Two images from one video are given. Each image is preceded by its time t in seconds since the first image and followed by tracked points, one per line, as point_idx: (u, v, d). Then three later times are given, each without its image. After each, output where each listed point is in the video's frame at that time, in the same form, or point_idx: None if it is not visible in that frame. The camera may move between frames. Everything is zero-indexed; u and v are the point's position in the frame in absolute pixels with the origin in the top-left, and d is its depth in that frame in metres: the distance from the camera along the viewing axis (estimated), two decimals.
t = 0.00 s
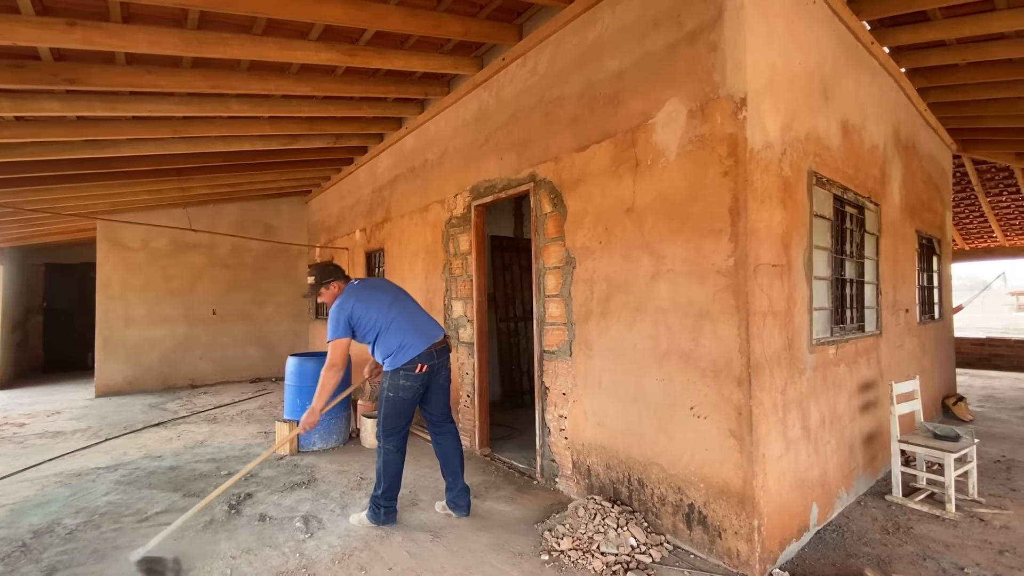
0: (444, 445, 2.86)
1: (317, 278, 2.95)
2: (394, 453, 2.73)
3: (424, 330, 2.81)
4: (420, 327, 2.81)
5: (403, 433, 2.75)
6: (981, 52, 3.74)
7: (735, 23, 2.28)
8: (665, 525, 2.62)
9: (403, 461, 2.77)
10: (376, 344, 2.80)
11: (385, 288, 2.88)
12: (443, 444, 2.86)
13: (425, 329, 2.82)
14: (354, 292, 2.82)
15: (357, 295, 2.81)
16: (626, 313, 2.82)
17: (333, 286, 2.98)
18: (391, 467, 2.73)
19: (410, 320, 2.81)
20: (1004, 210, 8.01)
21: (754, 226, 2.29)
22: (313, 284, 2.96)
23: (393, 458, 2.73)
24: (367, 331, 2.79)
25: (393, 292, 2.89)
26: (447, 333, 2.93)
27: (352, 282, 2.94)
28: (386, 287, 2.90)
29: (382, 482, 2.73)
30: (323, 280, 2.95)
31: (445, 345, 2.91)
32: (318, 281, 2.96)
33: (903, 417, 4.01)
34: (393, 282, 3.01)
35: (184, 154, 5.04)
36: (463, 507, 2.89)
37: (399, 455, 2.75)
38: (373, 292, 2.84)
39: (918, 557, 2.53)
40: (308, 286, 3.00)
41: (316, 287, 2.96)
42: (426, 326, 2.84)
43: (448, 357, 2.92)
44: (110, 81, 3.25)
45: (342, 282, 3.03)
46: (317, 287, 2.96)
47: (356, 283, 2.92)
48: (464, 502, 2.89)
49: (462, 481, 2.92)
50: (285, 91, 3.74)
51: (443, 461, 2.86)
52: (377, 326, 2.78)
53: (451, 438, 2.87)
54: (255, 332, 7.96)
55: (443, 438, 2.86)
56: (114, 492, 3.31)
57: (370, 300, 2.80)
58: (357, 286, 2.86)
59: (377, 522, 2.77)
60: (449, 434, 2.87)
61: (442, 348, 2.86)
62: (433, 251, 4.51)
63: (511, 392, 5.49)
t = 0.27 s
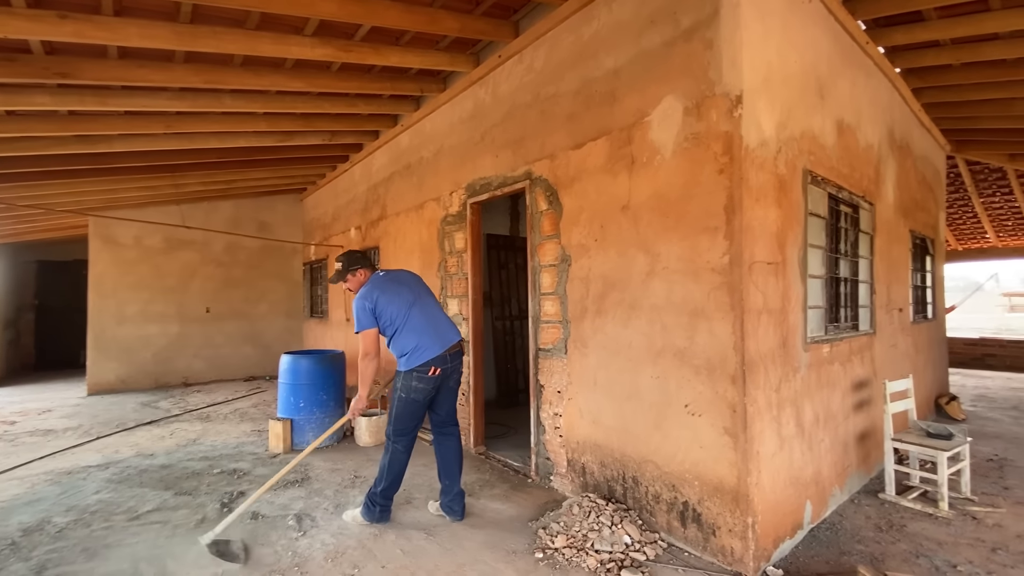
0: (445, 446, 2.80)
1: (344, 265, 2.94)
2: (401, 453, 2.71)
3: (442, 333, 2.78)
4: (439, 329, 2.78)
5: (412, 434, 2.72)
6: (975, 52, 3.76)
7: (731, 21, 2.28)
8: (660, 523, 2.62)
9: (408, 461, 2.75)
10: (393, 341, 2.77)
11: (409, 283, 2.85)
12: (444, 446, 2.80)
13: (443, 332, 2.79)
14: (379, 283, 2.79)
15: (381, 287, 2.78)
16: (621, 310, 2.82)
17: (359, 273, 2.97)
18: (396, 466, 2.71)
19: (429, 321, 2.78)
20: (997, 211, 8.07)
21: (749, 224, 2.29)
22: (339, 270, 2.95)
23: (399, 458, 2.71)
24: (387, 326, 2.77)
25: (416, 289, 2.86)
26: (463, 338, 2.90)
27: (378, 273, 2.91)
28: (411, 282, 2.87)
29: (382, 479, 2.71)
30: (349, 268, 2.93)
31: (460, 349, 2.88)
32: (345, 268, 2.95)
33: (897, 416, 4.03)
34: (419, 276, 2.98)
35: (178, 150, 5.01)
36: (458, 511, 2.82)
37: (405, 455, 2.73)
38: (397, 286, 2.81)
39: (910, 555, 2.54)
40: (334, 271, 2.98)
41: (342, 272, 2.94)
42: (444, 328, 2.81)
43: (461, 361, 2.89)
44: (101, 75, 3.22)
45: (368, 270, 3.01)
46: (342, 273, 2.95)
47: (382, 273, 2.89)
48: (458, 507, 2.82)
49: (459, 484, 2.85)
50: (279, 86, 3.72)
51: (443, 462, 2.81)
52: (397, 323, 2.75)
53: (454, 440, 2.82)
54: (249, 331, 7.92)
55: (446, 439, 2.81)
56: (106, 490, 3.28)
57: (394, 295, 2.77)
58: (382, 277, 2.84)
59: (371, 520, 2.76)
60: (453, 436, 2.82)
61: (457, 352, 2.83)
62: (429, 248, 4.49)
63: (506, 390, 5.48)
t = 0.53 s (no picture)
0: (445, 447, 2.81)
1: (359, 257, 2.89)
2: (399, 450, 2.71)
3: (450, 334, 2.76)
4: (448, 329, 2.76)
5: (411, 431, 2.72)
6: (970, 54, 3.77)
7: (727, 21, 2.27)
8: (654, 525, 2.61)
9: (407, 459, 2.75)
10: (402, 338, 2.75)
11: (422, 280, 2.84)
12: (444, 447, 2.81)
13: (452, 333, 2.77)
14: (392, 278, 2.77)
15: (393, 283, 2.76)
16: (617, 311, 2.81)
17: (373, 267, 2.91)
18: (396, 464, 2.71)
19: (439, 320, 2.76)
20: (993, 212, 8.09)
21: (744, 225, 2.28)
22: (353, 262, 2.90)
23: (397, 455, 2.71)
24: (397, 322, 2.75)
25: (428, 287, 2.84)
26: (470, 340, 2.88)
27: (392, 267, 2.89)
28: (423, 279, 2.85)
29: (383, 479, 2.70)
30: (364, 260, 2.89)
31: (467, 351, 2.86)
32: (360, 260, 2.90)
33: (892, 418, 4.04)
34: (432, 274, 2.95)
35: (172, 149, 4.98)
36: (453, 513, 2.81)
37: (403, 453, 2.73)
38: (410, 282, 2.79)
39: (905, 556, 2.54)
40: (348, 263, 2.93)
41: (355, 265, 2.89)
42: (453, 329, 2.79)
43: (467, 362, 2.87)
44: (95, 73, 3.20)
45: (382, 264, 2.96)
46: (357, 266, 2.89)
47: (395, 269, 2.88)
48: (454, 509, 2.81)
49: (454, 487, 2.84)
50: (274, 86, 3.70)
51: (440, 465, 2.81)
52: (407, 319, 2.73)
53: (452, 443, 2.82)
54: (244, 331, 7.90)
55: (444, 442, 2.81)
56: (99, 491, 3.26)
57: (406, 291, 2.75)
58: (395, 272, 2.82)
59: (374, 523, 2.74)
60: (452, 438, 2.82)
61: (464, 354, 2.80)
62: (425, 249, 4.48)
63: (503, 391, 5.48)
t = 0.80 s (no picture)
0: (444, 449, 2.79)
1: (360, 250, 2.82)
2: (397, 452, 2.60)
3: (451, 333, 2.71)
4: (449, 329, 2.72)
5: (411, 432, 2.64)
6: (973, 53, 3.75)
7: (728, 20, 2.27)
8: (655, 524, 2.61)
9: (405, 463, 2.63)
10: (401, 337, 2.69)
11: (422, 278, 2.78)
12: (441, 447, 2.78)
13: (452, 332, 2.73)
14: (393, 275, 2.71)
15: (394, 280, 2.69)
16: (618, 310, 2.81)
17: (373, 261, 2.85)
18: (393, 467, 2.58)
19: (440, 319, 2.71)
20: (996, 211, 8.06)
21: (746, 224, 2.28)
22: (353, 256, 2.82)
23: (395, 459, 2.59)
24: (397, 320, 2.69)
25: (429, 285, 2.78)
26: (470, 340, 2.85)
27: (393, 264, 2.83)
28: (424, 277, 2.80)
29: (381, 486, 2.56)
30: (364, 254, 2.82)
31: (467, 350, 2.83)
32: (360, 254, 2.82)
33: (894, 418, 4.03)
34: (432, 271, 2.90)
35: (174, 148, 4.99)
36: (453, 513, 2.81)
37: (401, 456, 2.61)
38: (411, 280, 2.72)
39: (906, 556, 2.54)
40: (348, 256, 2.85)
41: (356, 258, 2.81)
42: (453, 328, 2.75)
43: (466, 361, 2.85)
44: (96, 73, 3.21)
45: (382, 259, 2.89)
46: (357, 260, 2.82)
47: (396, 266, 2.82)
48: (454, 508, 2.81)
49: (455, 487, 2.84)
50: (276, 85, 3.70)
51: (441, 465, 2.80)
52: (407, 318, 2.67)
53: (451, 442, 2.80)
54: (246, 330, 7.91)
55: (444, 441, 2.79)
56: (101, 489, 3.28)
57: (406, 289, 2.69)
58: (395, 269, 2.76)
59: (371, 537, 2.56)
60: (450, 438, 2.80)
61: (465, 353, 2.77)
62: (426, 248, 4.49)
63: (504, 390, 5.48)
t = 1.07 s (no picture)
0: (444, 448, 2.77)
1: (339, 249, 2.75)
2: (399, 458, 2.48)
3: (442, 331, 2.64)
4: (438, 327, 2.65)
5: (410, 437, 2.53)
6: (985, 47, 3.71)
7: (735, 14, 2.25)
8: (661, 521, 2.61)
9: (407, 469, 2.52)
10: (389, 338, 2.59)
11: (406, 276, 2.69)
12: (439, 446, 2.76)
13: (443, 330, 2.65)
14: (377, 274, 2.61)
15: (377, 279, 2.59)
16: (624, 307, 2.81)
17: (352, 261, 2.76)
18: (396, 474, 2.48)
19: (429, 318, 2.63)
20: (1007, 208, 7.98)
21: (753, 220, 2.27)
22: (333, 255, 2.76)
23: (397, 465, 2.48)
24: (383, 321, 2.59)
25: (413, 284, 2.69)
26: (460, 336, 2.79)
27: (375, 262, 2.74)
28: (407, 276, 2.71)
29: (383, 493, 2.46)
30: (344, 253, 2.75)
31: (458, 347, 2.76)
32: (339, 253, 2.76)
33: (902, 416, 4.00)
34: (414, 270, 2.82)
35: (182, 146, 5.03)
36: (458, 508, 2.81)
37: (403, 462, 2.50)
38: (395, 279, 2.63)
39: (914, 554, 2.52)
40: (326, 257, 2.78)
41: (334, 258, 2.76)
42: (443, 326, 2.68)
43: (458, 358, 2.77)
44: (105, 71, 3.24)
45: (362, 259, 2.81)
46: (336, 259, 2.76)
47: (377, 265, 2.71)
48: (459, 504, 2.81)
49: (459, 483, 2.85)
50: (282, 82, 3.72)
51: (443, 462, 2.79)
52: (394, 318, 2.58)
53: (451, 441, 2.77)
54: (253, 326, 7.96)
55: (443, 441, 2.77)
56: (111, 483, 3.31)
57: (391, 288, 2.59)
58: (377, 268, 2.66)
59: (373, 542, 2.47)
60: (448, 438, 2.78)
61: (457, 350, 2.70)
62: (431, 245, 4.49)
63: (509, 387, 5.48)
